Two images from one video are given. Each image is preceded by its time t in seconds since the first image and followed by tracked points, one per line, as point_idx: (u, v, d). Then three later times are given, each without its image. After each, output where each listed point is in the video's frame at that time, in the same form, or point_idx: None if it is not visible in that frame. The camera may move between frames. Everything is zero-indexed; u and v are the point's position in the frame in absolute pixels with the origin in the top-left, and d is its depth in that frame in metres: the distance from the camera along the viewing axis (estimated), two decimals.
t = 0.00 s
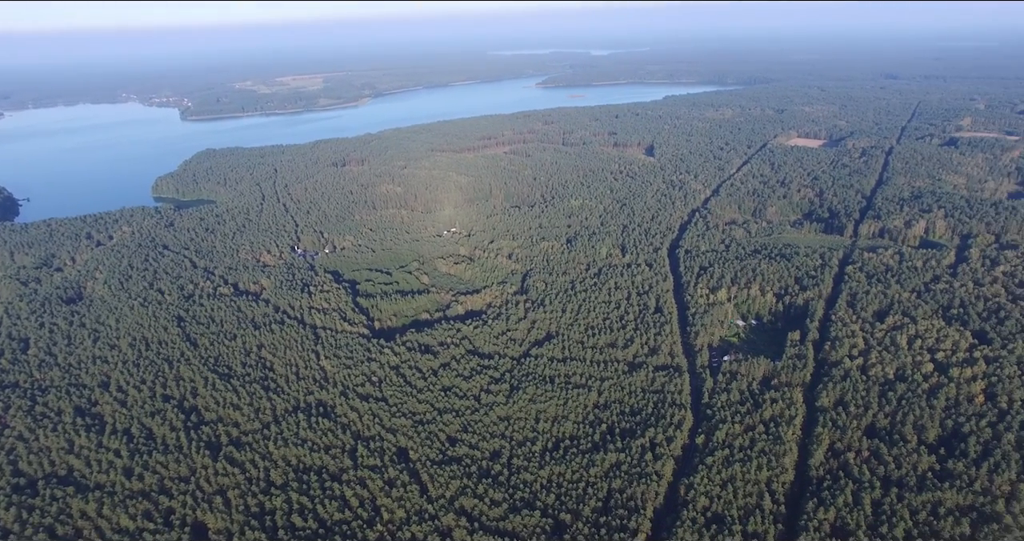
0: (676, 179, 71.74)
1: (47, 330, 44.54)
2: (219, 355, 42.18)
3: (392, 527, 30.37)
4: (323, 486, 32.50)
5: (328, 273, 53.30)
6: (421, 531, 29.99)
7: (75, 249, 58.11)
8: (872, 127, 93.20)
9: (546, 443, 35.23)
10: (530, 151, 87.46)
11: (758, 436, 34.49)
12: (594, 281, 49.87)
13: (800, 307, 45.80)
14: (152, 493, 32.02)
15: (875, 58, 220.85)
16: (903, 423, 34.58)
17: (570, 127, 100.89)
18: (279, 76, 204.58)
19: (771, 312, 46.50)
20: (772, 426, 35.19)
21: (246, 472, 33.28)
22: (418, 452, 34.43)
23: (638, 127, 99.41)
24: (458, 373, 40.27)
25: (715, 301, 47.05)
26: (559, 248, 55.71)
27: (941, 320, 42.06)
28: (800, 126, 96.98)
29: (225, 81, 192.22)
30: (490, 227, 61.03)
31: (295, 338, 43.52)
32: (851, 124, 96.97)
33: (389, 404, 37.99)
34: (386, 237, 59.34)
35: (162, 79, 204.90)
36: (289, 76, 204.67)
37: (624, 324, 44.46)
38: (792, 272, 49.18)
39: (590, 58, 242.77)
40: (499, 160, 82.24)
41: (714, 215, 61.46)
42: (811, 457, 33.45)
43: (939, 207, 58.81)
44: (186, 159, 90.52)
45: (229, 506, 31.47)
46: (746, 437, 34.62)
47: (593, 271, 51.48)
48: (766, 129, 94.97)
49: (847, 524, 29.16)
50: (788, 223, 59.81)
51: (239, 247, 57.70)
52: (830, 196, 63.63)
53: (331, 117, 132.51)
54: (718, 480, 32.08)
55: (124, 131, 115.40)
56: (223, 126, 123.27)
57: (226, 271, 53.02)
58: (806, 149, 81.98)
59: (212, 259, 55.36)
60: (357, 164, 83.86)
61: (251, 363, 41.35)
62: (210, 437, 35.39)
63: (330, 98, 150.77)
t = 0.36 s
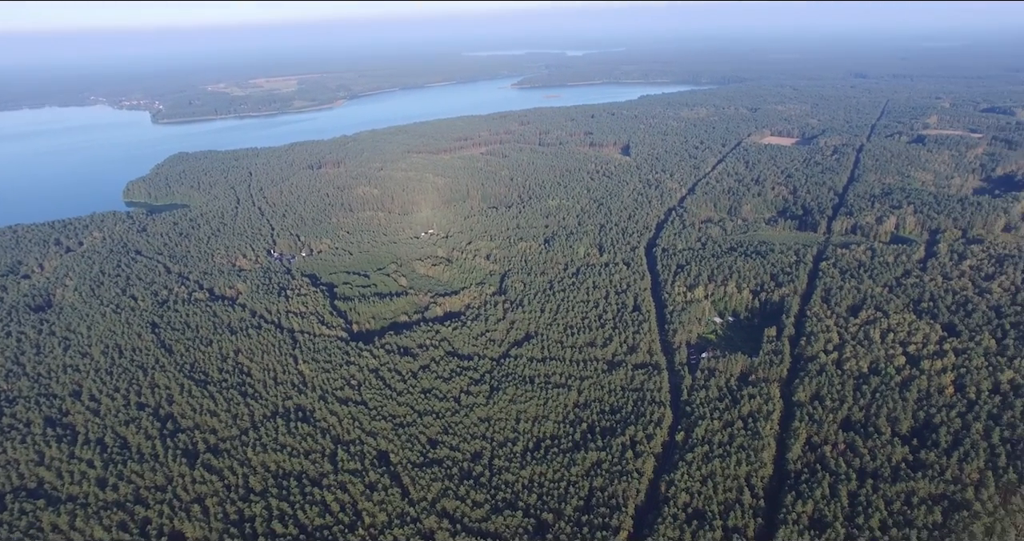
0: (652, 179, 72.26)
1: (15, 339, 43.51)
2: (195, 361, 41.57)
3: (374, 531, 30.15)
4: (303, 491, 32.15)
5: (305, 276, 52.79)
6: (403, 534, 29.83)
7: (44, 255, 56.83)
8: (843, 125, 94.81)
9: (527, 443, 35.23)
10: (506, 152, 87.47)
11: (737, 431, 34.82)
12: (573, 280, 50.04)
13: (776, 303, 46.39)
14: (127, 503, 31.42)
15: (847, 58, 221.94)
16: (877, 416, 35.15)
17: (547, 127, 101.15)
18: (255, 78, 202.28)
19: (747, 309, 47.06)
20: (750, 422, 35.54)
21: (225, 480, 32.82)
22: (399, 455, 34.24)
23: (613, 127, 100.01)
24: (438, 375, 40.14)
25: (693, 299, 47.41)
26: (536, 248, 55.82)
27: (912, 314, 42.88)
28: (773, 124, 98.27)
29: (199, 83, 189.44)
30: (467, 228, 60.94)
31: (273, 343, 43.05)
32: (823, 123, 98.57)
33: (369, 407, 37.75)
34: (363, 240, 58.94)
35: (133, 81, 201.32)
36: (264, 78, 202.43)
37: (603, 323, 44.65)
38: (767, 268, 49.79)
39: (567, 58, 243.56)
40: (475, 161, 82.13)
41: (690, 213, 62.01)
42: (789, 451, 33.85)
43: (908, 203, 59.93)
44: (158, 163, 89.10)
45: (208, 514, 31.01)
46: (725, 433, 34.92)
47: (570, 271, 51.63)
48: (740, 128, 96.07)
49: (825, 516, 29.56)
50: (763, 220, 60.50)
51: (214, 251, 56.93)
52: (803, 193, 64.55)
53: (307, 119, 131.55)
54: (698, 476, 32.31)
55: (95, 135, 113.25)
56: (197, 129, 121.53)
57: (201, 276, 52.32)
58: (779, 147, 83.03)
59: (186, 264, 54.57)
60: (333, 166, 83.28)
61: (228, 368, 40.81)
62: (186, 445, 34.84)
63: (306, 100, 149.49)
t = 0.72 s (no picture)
0: (628, 178, 72.76)
1: None
2: (170, 368, 40.97)
3: (355, 535, 29.92)
4: (283, 497, 31.82)
5: (282, 280, 52.28)
6: (384, 538, 29.69)
7: (11, 262, 55.51)
8: (815, 123, 96.35)
9: (508, 443, 35.25)
10: (483, 152, 87.49)
11: (716, 427, 35.18)
12: (551, 280, 50.22)
13: (752, 300, 46.99)
14: (101, 514, 30.80)
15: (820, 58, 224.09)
16: (852, 409, 35.74)
17: (523, 127, 101.39)
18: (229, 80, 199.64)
19: (724, 305, 47.60)
20: (729, 417, 35.94)
21: (203, 487, 32.37)
22: (379, 458, 34.06)
23: (588, 127, 100.53)
24: (418, 377, 40.02)
25: (670, 296, 47.81)
26: (514, 248, 55.94)
27: (884, 308, 43.72)
28: (747, 123, 99.55)
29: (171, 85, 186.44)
30: (445, 230, 60.84)
31: (250, 347, 42.59)
32: (795, 121, 100.09)
33: (349, 410, 37.51)
34: (340, 242, 58.56)
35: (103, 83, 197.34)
36: (239, 80, 200.05)
37: (582, 322, 44.88)
38: (743, 265, 50.42)
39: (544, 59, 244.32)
40: (452, 162, 82.03)
41: (666, 212, 62.55)
42: (766, 445, 34.31)
43: (878, 199, 61.08)
44: (130, 167, 87.58)
45: (185, 522, 30.53)
46: (704, 429, 35.24)
47: (548, 271, 51.81)
48: (715, 127, 97.13)
49: (802, 509, 30.00)
50: (738, 218, 61.23)
51: (188, 256, 56.18)
52: (777, 191, 65.47)
53: (283, 121, 130.33)
54: (678, 473, 32.57)
55: (64, 139, 110.86)
56: (170, 132, 119.65)
57: (175, 281, 51.59)
58: (753, 146, 84.12)
59: (160, 269, 53.77)
60: (309, 169, 82.60)
61: (205, 374, 40.26)
62: (163, 453, 34.31)
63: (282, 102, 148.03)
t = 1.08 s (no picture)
0: (605, 177, 73.19)
1: None
2: (145, 375, 40.31)
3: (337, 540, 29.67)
4: (262, 504, 31.43)
5: (258, 284, 51.70)
6: None
7: None
8: (788, 122, 97.79)
9: (489, 444, 35.22)
10: (460, 153, 87.38)
11: (695, 423, 35.49)
12: (529, 280, 50.33)
13: (729, 297, 47.53)
14: (74, 526, 30.12)
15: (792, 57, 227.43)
16: (827, 402, 36.29)
17: (500, 128, 101.48)
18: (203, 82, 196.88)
19: (701, 303, 48.06)
20: (708, 413, 36.27)
21: (180, 496, 31.86)
22: (360, 462, 33.85)
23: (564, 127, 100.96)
24: (397, 379, 39.86)
25: (648, 294, 48.18)
26: (492, 249, 55.97)
27: (857, 303, 44.47)
28: (721, 122, 100.70)
29: (143, 88, 183.30)
30: (422, 231, 60.65)
31: (226, 353, 42.06)
32: (769, 119, 101.47)
33: (328, 415, 37.21)
34: (317, 245, 58.09)
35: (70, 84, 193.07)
36: (213, 82, 197.27)
37: (561, 322, 45.03)
38: (719, 263, 50.98)
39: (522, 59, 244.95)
40: (429, 163, 81.83)
41: (642, 211, 63.06)
42: (745, 440, 34.70)
43: (850, 196, 62.17)
44: (100, 170, 85.90)
45: (162, 532, 30.01)
46: (683, 425, 35.52)
47: (527, 271, 51.93)
48: (690, 126, 98.10)
49: (781, 502, 30.37)
50: (713, 216, 61.90)
51: (162, 261, 55.35)
52: (751, 189, 66.32)
53: (258, 123, 128.95)
54: (659, 469, 32.79)
55: (32, 143, 108.38)
56: (143, 135, 117.72)
57: (148, 287, 50.80)
58: (727, 144, 85.13)
59: (133, 275, 52.89)
60: (284, 171, 81.78)
61: (181, 381, 39.69)
62: (138, 462, 33.71)
63: (257, 104, 146.37)
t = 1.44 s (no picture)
0: (581, 177, 73.54)
1: None
2: (118, 384, 39.54)
3: None
4: (241, 511, 30.97)
5: (233, 289, 51.03)
6: None
7: None
8: (760, 121, 99.17)
9: (470, 445, 35.13)
10: (436, 155, 87.14)
11: (675, 421, 35.76)
12: (507, 281, 50.36)
13: (705, 294, 48.03)
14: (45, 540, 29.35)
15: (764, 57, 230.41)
16: (804, 396, 36.77)
17: (475, 129, 101.43)
18: (175, 85, 193.71)
19: (679, 301, 48.46)
20: (687, 411, 36.54)
21: (156, 506, 31.24)
22: (340, 467, 33.55)
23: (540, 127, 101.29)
24: (377, 383, 39.62)
25: (626, 293, 48.51)
26: (470, 250, 55.94)
27: (831, 298, 45.19)
28: (696, 121, 101.77)
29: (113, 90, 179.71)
30: (399, 233, 60.36)
31: (202, 359, 41.43)
32: (742, 118, 102.78)
33: (307, 419, 36.85)
34: (293, 249, 57.50)
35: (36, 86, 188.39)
36: (186, 84, 194.26)
37: (540, 322, 45.11)
38: (695, 261, 51.48)
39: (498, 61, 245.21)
40: (405, 165, 81.50)
41: (619, 210, 63.47)
42: (724, 436, 35.03)
43: (822, 193, 63.23)
44: (69, 175, 84.02)
45: None
46: (663, 423, 35.77)
47: (505, 272, 51.97)
48: (666, 125, 98.96)
49: (760, 497, 30.70)
50: (689, 214, 62.48)
51: (134, 267, 54.41)
52: (726, 187, 67.10)
53: (233, 126, 127.24)
54: (639, 467, 32.94)
55: None
56: (114, 139, 115.51)
57: (120, 294, 49.86)
58: (701, 143, 86.06)
59: (103, 281, 51.91)
60: (258, 175, 80.79)
61: (155, 388, 38.99)
62: (111, 472, 33.00)
63: (232, 107, 144.47)
